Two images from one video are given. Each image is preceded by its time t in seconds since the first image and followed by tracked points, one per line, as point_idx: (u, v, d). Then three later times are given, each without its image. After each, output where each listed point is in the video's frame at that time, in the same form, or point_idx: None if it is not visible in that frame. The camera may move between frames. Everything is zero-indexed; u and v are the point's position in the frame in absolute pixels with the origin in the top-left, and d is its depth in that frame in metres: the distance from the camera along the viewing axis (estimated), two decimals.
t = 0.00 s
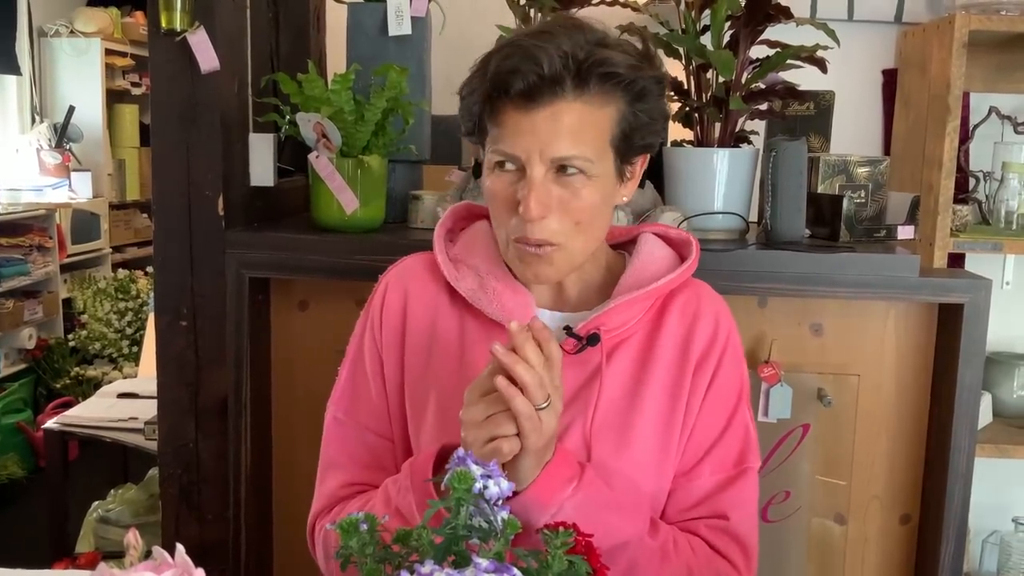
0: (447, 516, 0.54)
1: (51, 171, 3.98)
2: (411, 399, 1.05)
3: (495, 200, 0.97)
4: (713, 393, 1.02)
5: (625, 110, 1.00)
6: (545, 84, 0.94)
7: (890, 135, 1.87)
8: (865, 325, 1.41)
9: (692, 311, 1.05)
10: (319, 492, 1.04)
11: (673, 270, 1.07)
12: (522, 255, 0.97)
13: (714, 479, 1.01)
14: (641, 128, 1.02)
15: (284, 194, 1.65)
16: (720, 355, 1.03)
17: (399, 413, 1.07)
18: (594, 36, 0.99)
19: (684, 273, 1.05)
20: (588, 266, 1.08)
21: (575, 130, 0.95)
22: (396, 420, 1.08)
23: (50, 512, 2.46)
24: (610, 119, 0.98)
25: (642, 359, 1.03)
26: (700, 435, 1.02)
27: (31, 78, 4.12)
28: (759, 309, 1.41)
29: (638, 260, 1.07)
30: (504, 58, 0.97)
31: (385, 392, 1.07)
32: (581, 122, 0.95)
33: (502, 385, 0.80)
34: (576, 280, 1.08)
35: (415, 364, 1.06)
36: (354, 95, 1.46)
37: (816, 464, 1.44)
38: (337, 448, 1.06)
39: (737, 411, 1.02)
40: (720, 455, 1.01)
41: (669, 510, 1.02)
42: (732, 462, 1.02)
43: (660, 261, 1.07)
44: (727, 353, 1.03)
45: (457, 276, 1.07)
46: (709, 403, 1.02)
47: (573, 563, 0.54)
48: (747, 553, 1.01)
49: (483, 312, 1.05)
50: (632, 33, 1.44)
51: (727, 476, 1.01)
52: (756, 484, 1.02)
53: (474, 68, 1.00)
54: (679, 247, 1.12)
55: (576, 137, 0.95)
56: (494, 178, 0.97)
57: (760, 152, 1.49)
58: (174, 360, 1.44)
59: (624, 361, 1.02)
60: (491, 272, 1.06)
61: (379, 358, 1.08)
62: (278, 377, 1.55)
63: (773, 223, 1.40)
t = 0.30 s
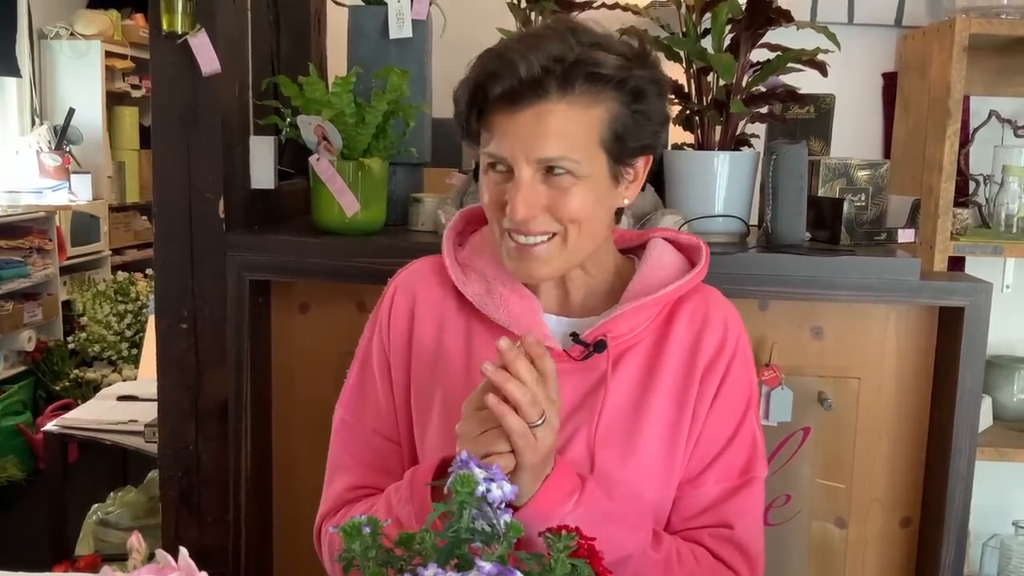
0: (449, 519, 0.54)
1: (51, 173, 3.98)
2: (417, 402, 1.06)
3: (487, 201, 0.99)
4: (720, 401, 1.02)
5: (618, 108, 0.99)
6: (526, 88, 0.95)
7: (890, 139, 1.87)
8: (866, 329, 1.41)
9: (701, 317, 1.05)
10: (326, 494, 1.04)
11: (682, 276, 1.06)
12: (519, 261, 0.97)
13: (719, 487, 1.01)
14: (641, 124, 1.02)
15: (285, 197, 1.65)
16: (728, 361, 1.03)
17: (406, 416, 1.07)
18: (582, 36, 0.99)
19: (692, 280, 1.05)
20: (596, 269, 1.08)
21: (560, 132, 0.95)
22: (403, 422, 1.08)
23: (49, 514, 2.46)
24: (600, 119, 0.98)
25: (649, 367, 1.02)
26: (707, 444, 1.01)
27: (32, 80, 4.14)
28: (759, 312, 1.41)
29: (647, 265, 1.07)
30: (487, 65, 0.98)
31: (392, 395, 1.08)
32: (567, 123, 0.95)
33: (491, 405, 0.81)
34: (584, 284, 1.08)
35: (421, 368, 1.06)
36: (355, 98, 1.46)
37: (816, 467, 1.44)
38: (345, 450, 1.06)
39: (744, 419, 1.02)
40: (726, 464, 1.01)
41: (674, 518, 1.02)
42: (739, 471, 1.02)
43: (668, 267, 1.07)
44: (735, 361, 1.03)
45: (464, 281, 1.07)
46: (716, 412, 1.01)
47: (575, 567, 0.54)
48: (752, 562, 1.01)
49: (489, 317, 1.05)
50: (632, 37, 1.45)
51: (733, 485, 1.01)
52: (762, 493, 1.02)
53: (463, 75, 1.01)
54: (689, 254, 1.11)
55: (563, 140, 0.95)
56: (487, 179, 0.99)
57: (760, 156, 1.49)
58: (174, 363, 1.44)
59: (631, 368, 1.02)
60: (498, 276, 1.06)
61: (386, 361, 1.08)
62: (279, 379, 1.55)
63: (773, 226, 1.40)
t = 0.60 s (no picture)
0: (454, 522, 0.54)
1: (54, 177, 4.03)
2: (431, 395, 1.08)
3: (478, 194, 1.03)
4: (725, 419, 1.00)
5: (594, 95, 0.97)
6: (487, 88, 0.98)
7: (892, 142, 1.87)
8: (867, 333, 1.41)
9: (719, 328, 1.03)
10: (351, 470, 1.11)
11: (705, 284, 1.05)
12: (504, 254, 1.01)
13: (712, 507, 0.99)
14: (634, 114, 1.00)
15: (288, 201, 1.65)
16: (743, 377, 1.01)
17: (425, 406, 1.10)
18: (561, 29, 0.99)
19: (712, 290, 1.03)
20: (610, 272, 1.08)
21: (522, 126, 0.96)
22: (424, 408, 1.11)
23: (52, 517, 2.47)
24: (573, 113, 0.97)
25: (656, 376, 1.03)
26: (707, 460, 1.00)
27: (35, 84, 4.15)
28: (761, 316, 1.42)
29: (669, 269, 1.06)
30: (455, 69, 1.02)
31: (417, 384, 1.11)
32: (532, 117, 0.96)
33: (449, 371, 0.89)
34: (598, 285, 1.08)
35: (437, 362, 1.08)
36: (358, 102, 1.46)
37: (818, 471, 1.45)
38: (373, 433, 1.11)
39: (753, 440, 1.00)
40: (728, 482, 0.99)
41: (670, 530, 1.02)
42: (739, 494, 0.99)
43: (690, 273, 1.06)
44: (748, 378, 1.00)
45: (481, 276, 1.09)
46: (720, 429, 1.00)
47: (579, 571, 0.54)
48: None
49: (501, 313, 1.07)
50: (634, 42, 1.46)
51: (728, 507, 0.99)
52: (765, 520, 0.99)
53: (440, 77, 1.05)
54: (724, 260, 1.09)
55: (529, 135, 0.96)
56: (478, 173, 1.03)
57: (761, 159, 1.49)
58: (177, 367, 1.45)
59: (637, 376, 1.02)
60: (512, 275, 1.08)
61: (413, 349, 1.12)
62: (282, 383, 1.55)
63: (775, 229, 1.41)
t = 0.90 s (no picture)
0: (464, 522, 0.54)
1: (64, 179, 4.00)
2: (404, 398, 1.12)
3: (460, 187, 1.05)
4: (697, 424, 0.99)
5: (567, 88, 0.99)
6: (465, 76, 1.01)
7: (900, 144, 1.87)
8: (874, 335, 1.41)
9: (692, 334, 1.03)
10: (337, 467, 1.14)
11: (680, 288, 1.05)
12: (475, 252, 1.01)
13: (680, 515, 0.98)
14: (609, 112, 1.01)
15: (297, 202, 1.66)
16: (714, 384, 1.00)
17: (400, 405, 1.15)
18: (543, 26, 1.01)
19: (685, 294, 1.03)
20: (585, 272, 1.09)
21: (495, 115, 0.99)
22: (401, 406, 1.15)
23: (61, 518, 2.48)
24: (546, 105, 0.98)
25: (628, 379, 1.03)
26: (678, 465, 1.00)
27: (44, 87, 4.17)
28: (769, 317, 1.42)
29: (642, 272, 1.06)
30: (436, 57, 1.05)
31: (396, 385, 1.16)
32: (506, 106, 0.98)
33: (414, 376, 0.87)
34: (574, 285, 1.09)
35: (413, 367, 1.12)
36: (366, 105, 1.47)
37: (827, 473, 1.44)
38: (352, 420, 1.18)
39: (722, 449, 0.99)
40: (694, 490, 0.98)
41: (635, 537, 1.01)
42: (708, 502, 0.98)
43: (664, 277, 1.06)
44: (720, 383, 1.00)
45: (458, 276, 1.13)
46: (691, 434, 0.99)
47: (589, 571, 0.55)
48: None
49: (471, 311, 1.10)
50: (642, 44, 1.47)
51: (697, 514, 0.98)
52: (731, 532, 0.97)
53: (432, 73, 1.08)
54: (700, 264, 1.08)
55: (502, 124, 0.98)
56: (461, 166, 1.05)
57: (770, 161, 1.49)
58: (187, 368, 1.45)
59: (609, 379, 1.03)
60: (490, 279, 1.10)
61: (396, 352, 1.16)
62: (290, 385, 1.56)
63: (783, 230, 1.41)
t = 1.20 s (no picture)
0: (488, 523, 0.54)
1: (85, 183, 4.00)
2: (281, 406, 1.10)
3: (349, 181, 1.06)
4: (570, 426, 1.00)
5: (462, 95, 1.01)
6: (366, 71, 1.03)
7: (922, 145, 1.86)
8: (896, 337, 1.40)
9: (564, 341, 1.04)
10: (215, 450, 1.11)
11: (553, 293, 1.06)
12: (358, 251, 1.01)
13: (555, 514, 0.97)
14: (500, 126, 1.04)
15: (316, 205, 1.67)
16: (586, 388, 1.01)
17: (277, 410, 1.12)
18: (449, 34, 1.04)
19: (559, 301, 1.04)
20: (466, 279, 1.10)
21: (390, 111, 1.00)
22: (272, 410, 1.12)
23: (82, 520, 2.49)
24: (438, 107, 1.00)
25: (505, 385, 1.03)
26: (553, 467, 0.99)
27: (65, 90, 4.20)
28: (790, 319, 1.41)
29: (518, 281, 1.07)
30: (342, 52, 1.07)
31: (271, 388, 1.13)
32: (402, 105, 1.00)
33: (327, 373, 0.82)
34: (453, 291, 1.10)
35: (291, 374, 1.10)
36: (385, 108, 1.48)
37: (849, 476, 1.43)
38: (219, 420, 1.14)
39: (595, 451, 0.99)
40: (569, 492, 0.97)
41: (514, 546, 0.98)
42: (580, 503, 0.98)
43: (538, 285, 1.07)
44: (594, 386, 1.01)
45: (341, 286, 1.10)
46: (565, 436, 1.00)
47: (612, 573, 0.54)
48: None
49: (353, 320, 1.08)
50: (662, 45, 1.47)
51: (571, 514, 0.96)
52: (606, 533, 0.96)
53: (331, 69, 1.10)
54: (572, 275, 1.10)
55: (396, 122, 1.00)
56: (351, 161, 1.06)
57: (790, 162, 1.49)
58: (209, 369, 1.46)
59: (485, 384, 1.03)
60: (371, 281, 1.10)
61: (274, 358, 1.13)
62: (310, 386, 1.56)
63: (804, 232, 1.40)
